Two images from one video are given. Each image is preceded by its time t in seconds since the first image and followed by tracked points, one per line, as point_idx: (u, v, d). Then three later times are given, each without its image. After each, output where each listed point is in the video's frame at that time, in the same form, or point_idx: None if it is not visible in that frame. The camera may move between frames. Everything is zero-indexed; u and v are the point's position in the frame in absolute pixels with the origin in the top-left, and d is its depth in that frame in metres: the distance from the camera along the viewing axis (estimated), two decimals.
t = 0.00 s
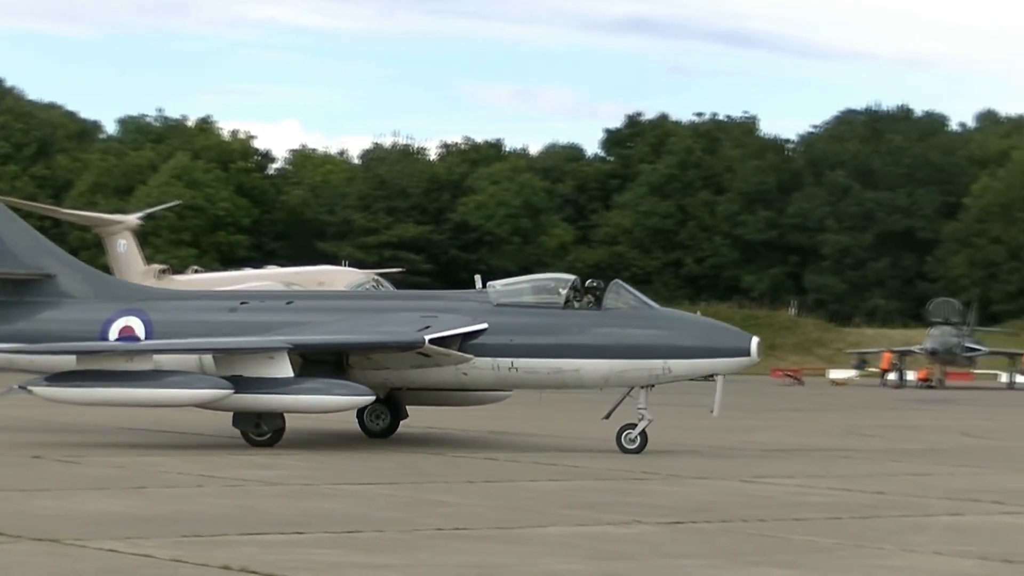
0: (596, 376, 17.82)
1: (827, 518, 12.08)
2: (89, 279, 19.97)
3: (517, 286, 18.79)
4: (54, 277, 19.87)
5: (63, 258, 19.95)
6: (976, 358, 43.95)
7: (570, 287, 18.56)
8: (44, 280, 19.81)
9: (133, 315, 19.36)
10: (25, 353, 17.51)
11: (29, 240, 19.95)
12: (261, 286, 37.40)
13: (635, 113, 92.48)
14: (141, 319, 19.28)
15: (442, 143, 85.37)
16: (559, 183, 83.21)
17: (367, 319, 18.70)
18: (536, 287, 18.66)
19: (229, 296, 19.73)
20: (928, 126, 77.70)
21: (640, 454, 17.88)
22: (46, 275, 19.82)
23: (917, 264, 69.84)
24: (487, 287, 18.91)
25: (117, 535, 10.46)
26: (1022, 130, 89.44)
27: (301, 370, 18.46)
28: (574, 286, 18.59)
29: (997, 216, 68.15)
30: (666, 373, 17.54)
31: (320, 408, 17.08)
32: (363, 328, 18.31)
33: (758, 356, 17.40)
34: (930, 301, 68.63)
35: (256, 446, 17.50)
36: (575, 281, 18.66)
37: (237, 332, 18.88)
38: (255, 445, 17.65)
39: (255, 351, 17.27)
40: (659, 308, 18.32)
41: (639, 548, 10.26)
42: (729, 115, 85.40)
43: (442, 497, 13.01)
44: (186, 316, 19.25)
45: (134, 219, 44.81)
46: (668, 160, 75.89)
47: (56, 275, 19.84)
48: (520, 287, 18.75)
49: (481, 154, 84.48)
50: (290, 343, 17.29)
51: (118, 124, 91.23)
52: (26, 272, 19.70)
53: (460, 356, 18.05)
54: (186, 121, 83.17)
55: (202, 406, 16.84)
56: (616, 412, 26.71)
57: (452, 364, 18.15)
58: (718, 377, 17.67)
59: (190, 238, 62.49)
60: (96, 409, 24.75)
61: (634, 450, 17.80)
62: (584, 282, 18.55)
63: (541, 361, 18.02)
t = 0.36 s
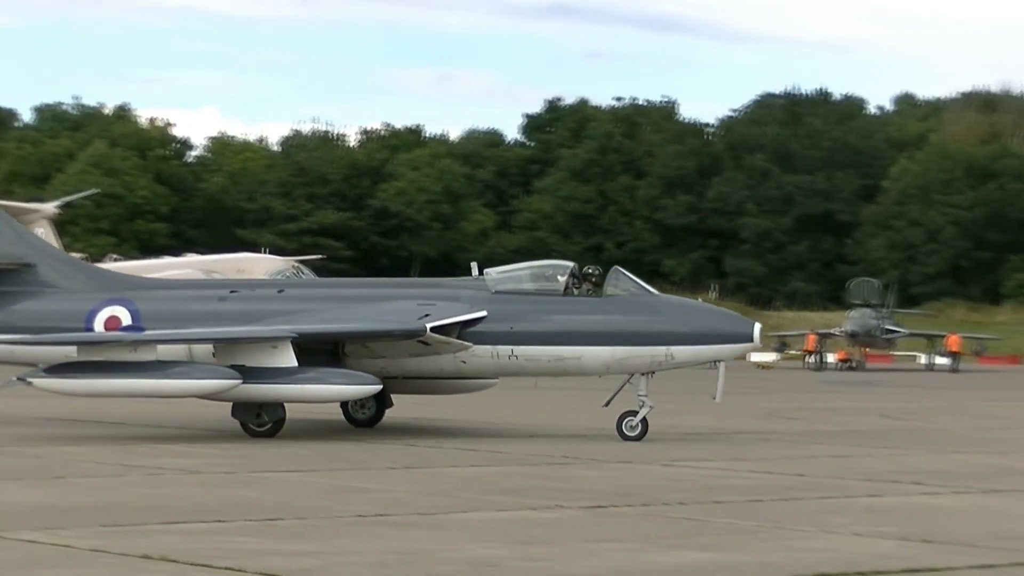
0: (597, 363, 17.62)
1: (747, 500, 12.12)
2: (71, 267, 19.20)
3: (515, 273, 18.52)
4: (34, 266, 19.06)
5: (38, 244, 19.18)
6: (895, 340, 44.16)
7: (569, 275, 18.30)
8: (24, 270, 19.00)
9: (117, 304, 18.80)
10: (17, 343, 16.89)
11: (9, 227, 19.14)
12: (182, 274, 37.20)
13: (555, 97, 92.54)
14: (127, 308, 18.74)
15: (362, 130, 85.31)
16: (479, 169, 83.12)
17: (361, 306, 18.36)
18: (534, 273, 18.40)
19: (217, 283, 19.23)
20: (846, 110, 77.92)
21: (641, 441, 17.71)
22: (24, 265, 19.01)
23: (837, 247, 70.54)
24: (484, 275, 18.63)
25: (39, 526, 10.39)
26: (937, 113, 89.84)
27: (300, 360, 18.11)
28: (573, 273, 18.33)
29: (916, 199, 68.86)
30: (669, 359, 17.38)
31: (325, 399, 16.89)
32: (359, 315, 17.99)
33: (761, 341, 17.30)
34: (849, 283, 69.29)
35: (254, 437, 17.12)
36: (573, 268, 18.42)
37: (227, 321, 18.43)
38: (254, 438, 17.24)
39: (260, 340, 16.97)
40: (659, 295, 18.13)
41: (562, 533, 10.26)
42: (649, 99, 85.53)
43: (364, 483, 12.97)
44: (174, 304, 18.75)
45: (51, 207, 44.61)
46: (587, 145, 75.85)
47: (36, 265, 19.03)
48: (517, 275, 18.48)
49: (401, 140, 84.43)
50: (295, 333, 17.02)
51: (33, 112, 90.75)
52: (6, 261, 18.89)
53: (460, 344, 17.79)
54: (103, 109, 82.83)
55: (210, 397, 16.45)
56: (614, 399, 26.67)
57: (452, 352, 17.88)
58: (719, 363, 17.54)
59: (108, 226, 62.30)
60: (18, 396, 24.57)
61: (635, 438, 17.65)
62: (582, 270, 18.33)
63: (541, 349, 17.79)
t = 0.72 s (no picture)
0: (591, 352, 17.45)
1: (659, 489, 12.11)
2: (50, 253, 19.17)
3: (506, 261, 18.33)
4: (13, 252, 19.05)
5: (16, 231, 19.16)
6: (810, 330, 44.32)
7: (562, 263, 18.13)
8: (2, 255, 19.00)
9: (99, 290, 18.61)
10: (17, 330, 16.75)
11: None
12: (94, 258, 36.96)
13: (471, 83, 92.48)
14: (108, 294, 18.53)
15: (278, 115, 85.10)
16: (393, 155, 83.11)
17: (351, 294, 18.14)
18: (526, 262, 18.23)
19: (202, 270, 18.99)
20: (760, 100, 78.16)
21: (633, 430, 17.62)
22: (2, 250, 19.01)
23: (750, 237, 70.92)
24: (474, 263, 18.43)
25: None
26: (849, 104, 90.30)
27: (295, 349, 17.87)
28: (566, 262, 18.16)
29: (829, 189, 68.85)
30: (664, 349, 17.23)
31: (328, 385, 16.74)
32: (350, 303, 17.77)
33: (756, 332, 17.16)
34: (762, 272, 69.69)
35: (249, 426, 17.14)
36: (566, 256, 18.24)
37: (213, 310, 18.19)
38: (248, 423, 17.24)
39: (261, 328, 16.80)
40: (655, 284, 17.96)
41: (473, 521, 10.21)
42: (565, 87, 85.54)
43: (276, 470, 12.91)
44: (158, 292, 18.51)
45: None
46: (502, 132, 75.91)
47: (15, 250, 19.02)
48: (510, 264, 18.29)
49: (316, 126, 84.26)
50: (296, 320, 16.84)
51: None
52: None
53: (454, 332, 17.62)
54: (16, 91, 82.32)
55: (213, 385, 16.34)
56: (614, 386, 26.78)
57: (444, 340, 17.71)
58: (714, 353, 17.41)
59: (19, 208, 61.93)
60: None
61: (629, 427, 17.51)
62: (576, 258, 18.16)
63: (534, 338, 17.62)
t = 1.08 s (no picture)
0: (584, 354, 17.45)
1: (564, 489, 12.14)
2: (31, 252, 19.11)
3: (498, 262, 18.30)
4: None
5: None
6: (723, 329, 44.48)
7: (554, 265, 18.09)
8: None
9: (82, 292, 18.53)
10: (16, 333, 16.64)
11: None
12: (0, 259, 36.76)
13: (382, 83, 92.26)
14: (93, 297, 18.45)
15: (187, 114, 84.73)
16: (303, 155, 82.83)
17: (342, 297, 18.05)
18: (518, 263, 18.19)
19: (186, 271, 18.87)
20: (671, 101, 78.19)
21: (627, 433, 17.42)
22: None
23: (660, 237, 71.28)
24: (465, 264, 18.40)
25: None
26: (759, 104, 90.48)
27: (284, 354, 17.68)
28: (557, 264, 18.13)
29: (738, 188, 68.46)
30: (657, 351, 17.25)
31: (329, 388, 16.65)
32: (342, 305, 17.69)
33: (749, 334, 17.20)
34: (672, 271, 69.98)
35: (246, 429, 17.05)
36: (557, 258, 18.21)
37: (199, 313, 18.09)
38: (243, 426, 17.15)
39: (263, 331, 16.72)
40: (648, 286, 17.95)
41: (381, 521, 10.21)
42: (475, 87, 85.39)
43: (186, 471, 12.89)
44: (143, 293, 18.39)
45: None
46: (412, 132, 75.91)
47: None
48: (503, 266, 18.23)
49: (226, 125, 83.91)
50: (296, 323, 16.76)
51: None
52: None
53: (448, 335, 17.59)
54: None
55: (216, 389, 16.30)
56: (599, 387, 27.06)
57: (437, 343, 17.68)
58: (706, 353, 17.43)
59: None
60: None
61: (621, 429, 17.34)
62: (569, 260, 18.13)
63: (528, 341, 17.61)
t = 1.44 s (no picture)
0: (584, 360, 17.38)
1: (480, 493, 12.08)
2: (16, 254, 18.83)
3: (495, 268, 18.15)
4: None
5: None
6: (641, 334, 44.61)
7: (551, 272, 17.99)
8: None
9: (76, 295, 18.29)
10: (21, 339, 16.59)
11: None
12: None
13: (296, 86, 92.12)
14: (86, 301, 18.21)
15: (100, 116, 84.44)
16: (217, 157, 82.61)
17: (340, 302, 17.88)
18: (516, 268, 18.06)
19: (179, 275, 18.65)
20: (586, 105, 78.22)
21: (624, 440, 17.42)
22: None
23: (574, 241, 71.51)
24: (462, 269, 18.23)
25: None
26: (674, 108, 90.70)
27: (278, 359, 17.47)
28: (556, 270, 18.03)
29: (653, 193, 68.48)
30: (657, 358, 17.24)
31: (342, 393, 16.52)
32: (341, 311, 17.53)
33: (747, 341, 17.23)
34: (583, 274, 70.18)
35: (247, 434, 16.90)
36: (554, 265, 18.11)
37: (195, 320, 17.88)
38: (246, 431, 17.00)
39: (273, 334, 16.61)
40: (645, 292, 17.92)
41: (297, 526, 10.14)
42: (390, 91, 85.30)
43: (92, 474, 12.80)
44: (137, 298, 18.17)
45: None
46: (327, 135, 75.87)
47: None
48: (499, 272, 18.09)
49: (140, 128, 83.66)
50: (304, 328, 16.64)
51: None
52: None
53: (449, 340, 17.41)
54: None
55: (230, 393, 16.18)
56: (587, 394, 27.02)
57: (436, 348, 17.49)
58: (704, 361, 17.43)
59: None
60: None
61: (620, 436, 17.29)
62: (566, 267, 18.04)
63: (529, 347, 17.47)
